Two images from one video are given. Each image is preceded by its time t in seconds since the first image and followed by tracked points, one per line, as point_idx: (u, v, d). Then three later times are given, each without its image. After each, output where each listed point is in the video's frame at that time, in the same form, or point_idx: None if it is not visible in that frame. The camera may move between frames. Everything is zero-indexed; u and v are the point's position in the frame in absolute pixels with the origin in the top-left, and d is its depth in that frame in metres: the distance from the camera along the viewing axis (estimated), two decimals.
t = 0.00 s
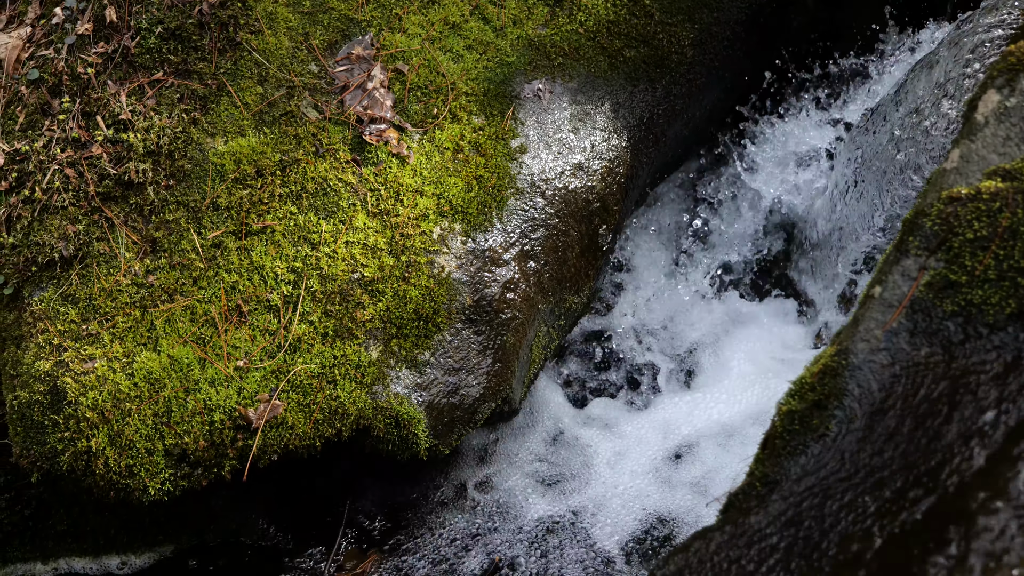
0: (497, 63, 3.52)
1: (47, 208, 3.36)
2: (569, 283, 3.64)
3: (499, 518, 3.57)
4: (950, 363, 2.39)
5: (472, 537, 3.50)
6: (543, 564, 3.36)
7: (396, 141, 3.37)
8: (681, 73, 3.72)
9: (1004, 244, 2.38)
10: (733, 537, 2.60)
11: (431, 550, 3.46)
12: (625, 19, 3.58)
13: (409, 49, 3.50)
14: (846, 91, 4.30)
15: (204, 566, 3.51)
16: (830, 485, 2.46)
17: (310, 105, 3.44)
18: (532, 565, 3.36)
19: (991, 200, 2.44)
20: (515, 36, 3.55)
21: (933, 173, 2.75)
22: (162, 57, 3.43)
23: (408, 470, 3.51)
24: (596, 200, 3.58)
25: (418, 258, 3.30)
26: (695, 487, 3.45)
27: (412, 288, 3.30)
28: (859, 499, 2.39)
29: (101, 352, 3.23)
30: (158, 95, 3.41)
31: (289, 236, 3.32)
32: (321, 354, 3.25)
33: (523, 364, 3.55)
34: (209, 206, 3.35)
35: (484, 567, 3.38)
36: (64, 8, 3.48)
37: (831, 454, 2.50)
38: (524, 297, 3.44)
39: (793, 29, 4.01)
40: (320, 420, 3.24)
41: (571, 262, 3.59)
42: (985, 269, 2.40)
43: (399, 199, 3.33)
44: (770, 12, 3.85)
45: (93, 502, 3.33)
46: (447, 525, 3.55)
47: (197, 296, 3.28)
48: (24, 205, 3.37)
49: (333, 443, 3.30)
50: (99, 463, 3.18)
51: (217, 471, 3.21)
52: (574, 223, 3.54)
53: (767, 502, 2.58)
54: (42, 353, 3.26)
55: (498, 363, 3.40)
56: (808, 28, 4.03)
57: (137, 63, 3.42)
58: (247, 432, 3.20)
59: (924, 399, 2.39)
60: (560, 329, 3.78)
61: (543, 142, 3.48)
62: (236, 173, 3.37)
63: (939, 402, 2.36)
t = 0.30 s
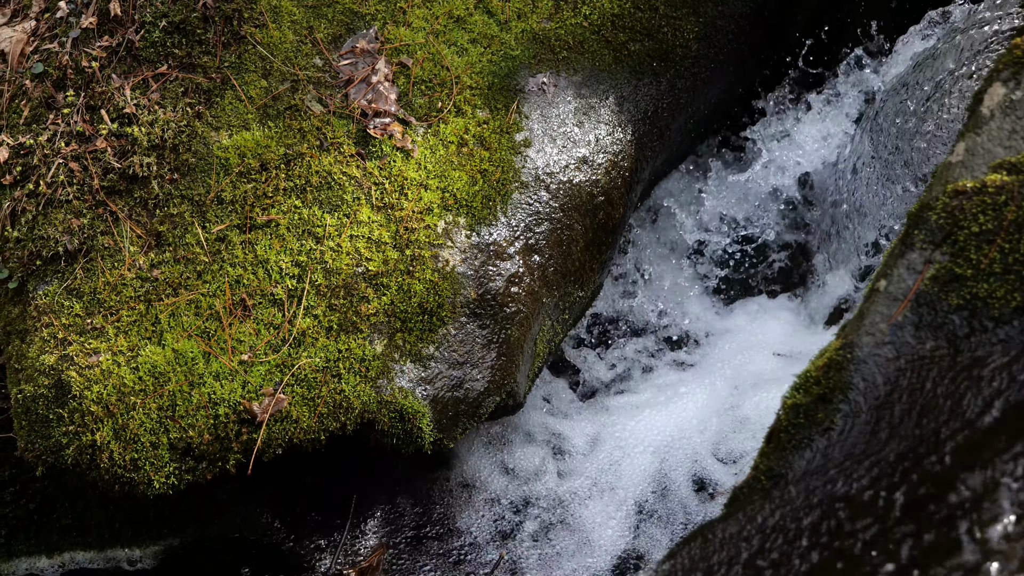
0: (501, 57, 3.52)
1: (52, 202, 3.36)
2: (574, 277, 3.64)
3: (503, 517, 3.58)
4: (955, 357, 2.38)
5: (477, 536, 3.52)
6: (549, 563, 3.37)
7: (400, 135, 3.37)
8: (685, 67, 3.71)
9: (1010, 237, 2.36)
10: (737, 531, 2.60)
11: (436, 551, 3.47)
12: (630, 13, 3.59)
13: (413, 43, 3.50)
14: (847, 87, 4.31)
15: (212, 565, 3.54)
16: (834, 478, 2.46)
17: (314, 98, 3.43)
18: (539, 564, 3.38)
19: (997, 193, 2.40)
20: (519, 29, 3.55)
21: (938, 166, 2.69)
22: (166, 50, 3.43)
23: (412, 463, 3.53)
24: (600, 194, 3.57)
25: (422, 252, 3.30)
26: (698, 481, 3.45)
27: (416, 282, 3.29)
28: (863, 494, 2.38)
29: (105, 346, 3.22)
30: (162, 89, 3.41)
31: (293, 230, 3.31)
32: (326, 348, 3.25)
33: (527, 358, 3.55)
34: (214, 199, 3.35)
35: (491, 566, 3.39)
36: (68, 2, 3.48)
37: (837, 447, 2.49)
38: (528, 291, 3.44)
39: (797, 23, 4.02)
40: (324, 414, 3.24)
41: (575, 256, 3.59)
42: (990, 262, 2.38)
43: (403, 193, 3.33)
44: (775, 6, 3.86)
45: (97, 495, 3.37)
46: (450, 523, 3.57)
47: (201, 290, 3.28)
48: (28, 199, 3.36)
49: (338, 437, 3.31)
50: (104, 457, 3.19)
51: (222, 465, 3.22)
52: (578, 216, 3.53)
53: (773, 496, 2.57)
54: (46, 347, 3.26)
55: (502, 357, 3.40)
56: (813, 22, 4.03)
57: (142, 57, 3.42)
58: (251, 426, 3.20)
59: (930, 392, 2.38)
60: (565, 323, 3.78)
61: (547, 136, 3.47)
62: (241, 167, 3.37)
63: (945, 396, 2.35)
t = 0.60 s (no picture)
0: (506, 50, 3.51)
1: (56, 195, 3.35)
2: (578, 271, 3.64)
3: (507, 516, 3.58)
4: (961, 351, 2.37)
5: (482, 536, 3.53)
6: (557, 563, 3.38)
7: (405, 128, 3.36)
8: (690, 61, 3.71)
9: (1016, 230, 2.35)
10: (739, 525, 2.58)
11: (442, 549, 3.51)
12: (635, 6, 3.55)
13: (417, 36, 3.49)
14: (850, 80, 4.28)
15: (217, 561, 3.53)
16: (839, 472, 2.44)
17: (318, 92, 3.43)
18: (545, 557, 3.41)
19: (1003, 186, 2.39)
20: (524, 23, 3.54)
21: (944, 160, 2.68)
22: (170, 44, 3.42)
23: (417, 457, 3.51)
24: (605, 188, 3.57)
25: (427, 246, 3.30)
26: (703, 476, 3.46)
27: (421, 276, 3.29)
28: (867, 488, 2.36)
29: (110, 340, 3.22)
30: (166, 83, 3.41)
31: (298, 224, 3.31)
32: (330, 342, 3.25)
33: (532, 351, 3.55)
34: (218, 193, 3.35)
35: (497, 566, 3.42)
36: None
37: (842, 441, 2.48)
38: (532, 285, 3.44)
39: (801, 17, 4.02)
40: (329, 407, 3.25)
41: (580, 250, 3.59)
42: (996, 256, 2.37)
43: (408, 186, 3.32)
44: None
45: (102, 489, 3.38)
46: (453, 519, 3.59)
47: (206, 284, 3.28)
48: (32, 192, 3.36)
49: (342, 431, 3.31)
50: (109, 451, 3.19)
51: (226, 458, 3.22)
52: (583, 210, 3.53)
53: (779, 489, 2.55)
54: (51, 341, 3.26)
55: (507, 351, 3.40)
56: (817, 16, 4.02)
57: (146, 50, 3.41)
58: (256, 419, 3.20)
59: (935, 386, 2.37)
60: (570, 318, 3.78)
61: (552, 130, 3.47)
62: (245, 161, 3.37)
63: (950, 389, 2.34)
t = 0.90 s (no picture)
0: (511, 45, 3.50)
1: (61, 189, 3.35)
2: (583, 266, 3.63)
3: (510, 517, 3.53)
4: (966, 346, 2.34)
5: (484, 538, 3.46)
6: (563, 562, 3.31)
7: (410, 123, 3.36)
8: (695, 55, 3.71)
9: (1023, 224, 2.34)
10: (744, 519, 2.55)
11: (442, 552, 3.43)
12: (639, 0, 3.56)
13: (422, 31, 3.49)
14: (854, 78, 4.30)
15: (217, 556, 3.50)
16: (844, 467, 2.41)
17: (323, 86, 3.43)
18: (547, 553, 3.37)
19: (1008, 181, 2.41)
20: (528, 17, 3.54)
21: (950, 154, 2.70)
22: (175, 38, 3.42)
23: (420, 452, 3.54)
24: (610, 182, 3.56)
25: (431, 240, 3.30)
26: (708, 474, 3.44)
27: (425, 270, 3.29)
28: (872, 483, 2.33)
29: (115, 334, 3.22)
30: (171, 76, 3.41)
31: (302, 219, 3.31)
32: (335, 337, 3.25)
33: (537, 346, 3.55)
34: (223, 187, 3.35)
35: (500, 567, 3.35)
36: None
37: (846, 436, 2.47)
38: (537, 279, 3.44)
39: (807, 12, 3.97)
40: (334, 402, 3.25)
41: (585, 244, 3.58)
42: (1002, 251, 2.36)
43: (413, 180, 3.32)
44: None
45: (107, 483, 3.38)
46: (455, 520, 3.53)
47: (210, 278, 3.28)
48: (37, 186, 3.36)
49: (346, 425, 3.33)
50: (113, 445, 3.19)
51: (231, 453, 3.23)
52: (587, 205, 3.53)
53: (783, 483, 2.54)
54: (56, 335, 3.25)
55: (512, 345, 3.40)
56: (820, 11, 4.00)
57: (151, 44, 3.41)
58: (260, 414, 3.21)
59: (940, 380, 2.34)
60: (574, 312, 3.78)
61: (557, 124, 3.47)
62: (250, 155, 3.37)
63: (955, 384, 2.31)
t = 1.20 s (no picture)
0: (516, 38, 3.50)
1: (65, 183, 3.34)
2: (588, 260, 3.63)
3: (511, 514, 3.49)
4: (971, 340, 2.32)
5: (485, 535, 3.43)
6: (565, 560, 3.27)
7: (414, 117, 3.36)
8: (700, 49, 3.70)
9: None
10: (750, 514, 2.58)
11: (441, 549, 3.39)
12: None
13: (427, 25, 3.48)
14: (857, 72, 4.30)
15: (223, 553, 3.54)
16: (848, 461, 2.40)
17: (328, 80, 3.43)
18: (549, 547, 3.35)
19: (1014, 175, 2.42)
20: (533, 11, 3.53)
21: (956, 148, 2.71)
22: (179, 32, 3.42)
23: (426, 446, 3.53)
24: (615, 176, 3.56)
25: (436, 234, 3.30)
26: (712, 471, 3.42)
27: (429, 264, 3.29)
28: (877, 479, 2.32)
29: (119, 328, 3.22)
30: (175, 70, 3.41)
31: (307, 213, 3.31)
32: (339, 331, 3.25)
33: (541, 341, 3.55)
34: (228, 181, 3.35)
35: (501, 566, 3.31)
36: None
37: (852, 430, 2.46)
38: (542, 273, 3.43)
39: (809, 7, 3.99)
40: (338, 396, 3.25)
41: (590, 239, 3.58)
42: (1008, 246, 2.34)
43: (417, 174, 3.32)
44: None
45: (112, 477, 3.38)
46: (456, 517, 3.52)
47: (214, 272, 3.27)
48: (41, 180, 3.35)
49: (351, 420, 3.33)
50: (118, 439, 3.19)
51: (235, 447, 3.24)
52: (592, 199, 3.52)
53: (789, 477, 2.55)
54: (61, 329, 3.25)
55: (517, 340, 3.40)
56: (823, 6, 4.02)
57: (155, 38, 3.41)
58: (265, 408, 3.21)
59: (945, 374, 2.32)
60: (579, 307, 3.77)
61: (561, 118, 3.46)
62: (254, 149, 3.36)
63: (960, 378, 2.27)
